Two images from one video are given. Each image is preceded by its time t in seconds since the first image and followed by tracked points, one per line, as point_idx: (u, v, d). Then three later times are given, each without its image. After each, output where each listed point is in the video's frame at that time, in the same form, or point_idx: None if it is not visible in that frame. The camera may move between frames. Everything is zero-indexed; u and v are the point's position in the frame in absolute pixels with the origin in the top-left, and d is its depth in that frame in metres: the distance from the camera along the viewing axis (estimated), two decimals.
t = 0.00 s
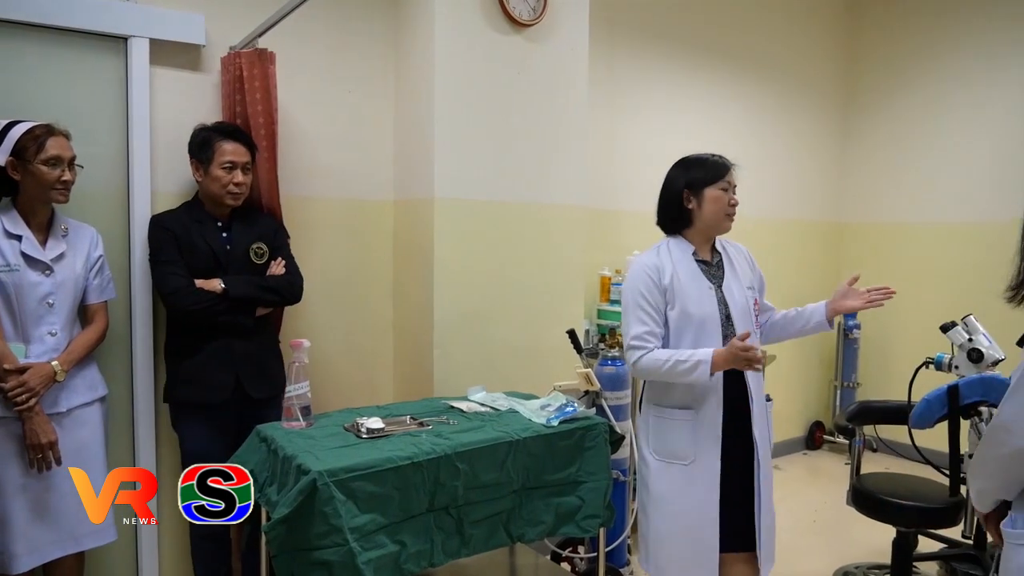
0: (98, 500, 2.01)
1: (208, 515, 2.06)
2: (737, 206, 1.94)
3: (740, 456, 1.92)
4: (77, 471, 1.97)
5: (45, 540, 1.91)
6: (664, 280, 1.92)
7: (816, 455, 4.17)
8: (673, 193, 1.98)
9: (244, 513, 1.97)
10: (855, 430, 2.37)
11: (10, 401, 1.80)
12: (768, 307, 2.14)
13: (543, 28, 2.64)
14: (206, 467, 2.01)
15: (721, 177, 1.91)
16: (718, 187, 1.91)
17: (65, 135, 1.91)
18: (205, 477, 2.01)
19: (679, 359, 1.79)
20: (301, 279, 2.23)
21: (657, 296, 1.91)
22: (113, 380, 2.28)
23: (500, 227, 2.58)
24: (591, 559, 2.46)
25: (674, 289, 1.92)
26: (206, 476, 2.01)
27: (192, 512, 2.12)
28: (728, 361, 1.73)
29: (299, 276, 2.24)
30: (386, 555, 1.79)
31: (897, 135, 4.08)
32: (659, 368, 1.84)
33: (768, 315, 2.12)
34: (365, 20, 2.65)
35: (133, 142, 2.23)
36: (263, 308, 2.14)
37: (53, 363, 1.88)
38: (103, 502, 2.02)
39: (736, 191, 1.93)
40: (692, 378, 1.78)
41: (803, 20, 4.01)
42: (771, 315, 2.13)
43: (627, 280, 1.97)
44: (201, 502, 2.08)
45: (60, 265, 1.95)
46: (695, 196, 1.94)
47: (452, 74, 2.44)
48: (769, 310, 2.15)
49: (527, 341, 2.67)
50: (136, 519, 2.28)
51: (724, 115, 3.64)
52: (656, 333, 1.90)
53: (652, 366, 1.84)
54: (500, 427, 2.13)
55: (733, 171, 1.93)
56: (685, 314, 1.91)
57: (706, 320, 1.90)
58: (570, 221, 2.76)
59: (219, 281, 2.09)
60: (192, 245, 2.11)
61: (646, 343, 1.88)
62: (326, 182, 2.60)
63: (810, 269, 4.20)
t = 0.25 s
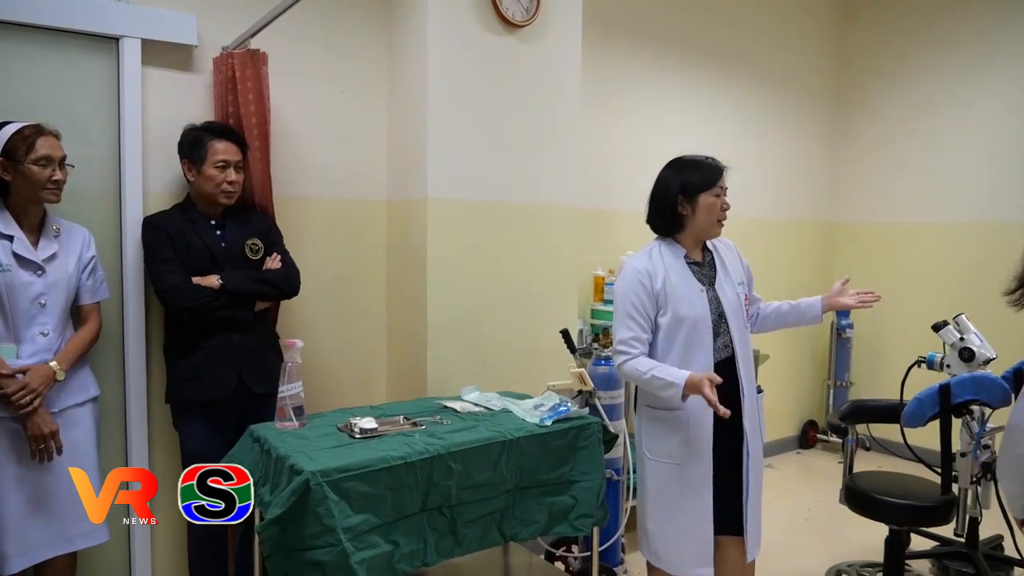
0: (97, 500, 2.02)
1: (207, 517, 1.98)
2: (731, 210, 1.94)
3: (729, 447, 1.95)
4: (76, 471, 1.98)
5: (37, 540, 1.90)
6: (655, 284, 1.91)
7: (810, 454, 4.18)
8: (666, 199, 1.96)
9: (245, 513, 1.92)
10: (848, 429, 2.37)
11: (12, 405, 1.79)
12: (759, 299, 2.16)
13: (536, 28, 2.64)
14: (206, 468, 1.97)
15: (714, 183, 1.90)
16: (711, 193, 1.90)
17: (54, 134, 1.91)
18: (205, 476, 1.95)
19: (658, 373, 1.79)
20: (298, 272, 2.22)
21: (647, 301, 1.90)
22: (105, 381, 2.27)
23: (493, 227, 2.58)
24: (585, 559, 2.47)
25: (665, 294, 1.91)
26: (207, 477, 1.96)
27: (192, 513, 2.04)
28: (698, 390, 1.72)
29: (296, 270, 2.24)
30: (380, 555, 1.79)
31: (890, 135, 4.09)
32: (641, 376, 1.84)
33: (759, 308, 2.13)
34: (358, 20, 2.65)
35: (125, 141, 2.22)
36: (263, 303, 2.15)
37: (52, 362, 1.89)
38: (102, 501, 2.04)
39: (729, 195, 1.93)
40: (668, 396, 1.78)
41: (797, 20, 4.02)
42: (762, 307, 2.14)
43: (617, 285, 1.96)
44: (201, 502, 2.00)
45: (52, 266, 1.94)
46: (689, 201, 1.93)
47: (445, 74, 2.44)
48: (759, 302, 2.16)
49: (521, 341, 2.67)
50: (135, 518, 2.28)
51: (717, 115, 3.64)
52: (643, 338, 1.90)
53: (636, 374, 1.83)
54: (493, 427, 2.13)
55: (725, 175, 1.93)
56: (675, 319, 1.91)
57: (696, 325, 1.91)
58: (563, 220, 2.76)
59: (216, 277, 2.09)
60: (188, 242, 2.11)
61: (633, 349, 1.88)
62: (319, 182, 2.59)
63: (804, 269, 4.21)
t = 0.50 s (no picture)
0: (96, 500, 2.05)
1: (207, 516, 1.96)
2: (732, 210, 1.94)
3: (731, 439, 1.98)
4: (77, 471, 1.99)
5: (32, 542, 1.89)
6: (662, 283, 1.93)
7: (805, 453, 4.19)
8: (668, 201, 1.99)
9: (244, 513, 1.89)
10: (842, 429, 2.38)
11: (40, 404, 1.84)
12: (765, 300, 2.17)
13: (530, 28, 2.64)
14: (206, 467, 1.95)
15: (714, 182, 1.91)
16: (711, 192, 1.91)
17: (45, 133, 1.90)
18: (205, 476, 1.93)
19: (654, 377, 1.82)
20: (293, 271, 2.22)
21: (653, 299, 1.92)
22: (99, 382, 2.27)
23: (488, 227, 2.58)
24: (579, 559, 2.46)
25: (671, 292, 1.93)
26: (207, 477, 1.94)
27: (192, 512, 2.02)
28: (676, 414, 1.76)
29: (291, 270, 2.24)
30: (374, 556, 1.79)
31: (884, 135, 4.10)
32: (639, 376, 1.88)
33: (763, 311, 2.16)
34: (351, 21, 2.65)
35: (119, 142, 2.22)
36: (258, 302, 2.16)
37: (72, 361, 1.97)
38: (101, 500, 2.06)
39: (730, 195, 1.93)
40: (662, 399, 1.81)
41: (791, 20, 4.03)
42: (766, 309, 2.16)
43: (626, 283, 1.97)
44: (201, 502, 1.97)
45: (47, 266, 1.94)
46: (688, 202, 1.96)
47: (439, 75, 2.44)
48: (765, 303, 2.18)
49: (515, 342, 2.67)
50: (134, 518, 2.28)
51: (711, 115, 3.65)
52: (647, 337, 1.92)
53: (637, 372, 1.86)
54: (488, 427, 2.14)
55: (727, 174, 1.94)
56: (681, 317, 1.92)
57: (702, 323, 1.92)
58: (557, 221, 2.76)
59: (209, 278, 2.09)
60: (181, 244, 2.11)
61: (635, 347, 1.90)
62: (313, 183, 2.59)
63: (799, 269, 4.22)
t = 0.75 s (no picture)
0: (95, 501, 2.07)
1: (208, 517, 1.91)
2: (737, 210, 1.99)
3: (749, 444, 2.01)
4: (77, 471, 2.00)
5: (26, 546, 1.88)
6: (687, 283, 1.99)
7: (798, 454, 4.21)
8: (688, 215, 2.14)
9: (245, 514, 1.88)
10: (834, 429, 2.39)
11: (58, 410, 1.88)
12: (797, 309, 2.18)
13: (524, 29, 2.65)
14: (206, 468, 1.93)
15: (716, 188, 2.01)
16: (715, 198, 2.02)
17: (34, 132, 1.89)
18: (204, 476, 1.91)
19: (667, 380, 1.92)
20: (283, 274, 2.22)
21: (677, 299, 1.99)
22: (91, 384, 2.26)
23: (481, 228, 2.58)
24: (573, 560, 2.46)
25: (696, 293, 1.99)
26: (207, 477, 1.92)
27: (192, 513, 1.97)
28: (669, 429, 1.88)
29: (281, 271, 2.23)
30: (368, 557, 1.79)
31: (875, 137, 4.13)
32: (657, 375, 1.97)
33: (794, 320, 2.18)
34: (345, 22, 2.64)
35: (111, 142, 2.21)
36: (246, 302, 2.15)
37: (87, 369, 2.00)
38: (101, 503, 2.09)
39: (733, 197, 1.99)
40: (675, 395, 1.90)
41: (783, 22, 4.05)
42: (797, 317, 2.18)
43: (655, 283, 2.05)
44: (201, 502, 1.93)
45: (40, 267, 1.93)
46: (700, 212, 2.08)
47: (433, 76, 2.44)
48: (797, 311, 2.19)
49: (509, 343, 2.67)
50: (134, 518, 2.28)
51: (704, 117, 3.66)
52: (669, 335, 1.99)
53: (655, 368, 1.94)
54: (482, 428, 2.14)
55: (733, 176, 2.01)
56: (704, 319, 1.97)
57: (723, 325, 1.96)
58: (551, 222, 2.77)
59: (198, 278, 2.08)
60: (171, 245, 2.10)
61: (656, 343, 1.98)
62: (307, 184, 2.59)
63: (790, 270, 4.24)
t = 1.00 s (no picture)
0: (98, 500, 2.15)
1: (207, 518, 1.83)
2: (741, 210, 2.01)
3: (748, 438, 2.02)
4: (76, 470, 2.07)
5: (8, 549, 1.86)
6: (693, 275, 2.04)
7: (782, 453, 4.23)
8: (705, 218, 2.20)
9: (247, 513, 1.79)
10: (817, 428, 2.41)
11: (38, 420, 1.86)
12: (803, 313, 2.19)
13: (509, 30, 2.64)
14: (206, 467, 1.87)
15: (722, 189, 2.05)
16: (722, 198, 2.06)
17: (14, 131, 1.86)
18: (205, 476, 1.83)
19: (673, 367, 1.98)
20: (264, 276, 2.22)
21: (682, 289, 2.04)
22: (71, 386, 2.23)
23: (466, 228, 2.58)
24: (558, 560, 2.46)
25: (701, 284, 2.03)
26: (207, 477, 1.85)
27: (192, 513, 1.88)
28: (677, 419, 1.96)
29: (261, 274, 2.22)
30: (352, 559, 1.78)
31: (859, 139, 4.16)
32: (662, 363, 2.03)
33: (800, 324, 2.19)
34: (329, 21, 2.63)
35: (92, 142, 2.18)
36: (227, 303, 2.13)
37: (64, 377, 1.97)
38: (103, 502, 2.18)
39: (739, 197, 2.02)
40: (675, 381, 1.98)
41: (767, 24, 4.08)
42: (802, 321, 2.19)
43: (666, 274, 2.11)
44: (201, 502, 1.85)
45: (22, 267, 1.90)
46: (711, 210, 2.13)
47: (417, 75, 2.43)
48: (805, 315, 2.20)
49: (494, 343, 2.67)
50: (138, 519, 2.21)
51: (688, 118, 3.67)
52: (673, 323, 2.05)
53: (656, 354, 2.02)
54: (467, 429, 2.13)
55: (738, 178, 2.03)
56: (705, 311, 2.01)
57: (725, 316, 1.99)
58: (536, 223, 2.77)
59: (178, 279, 2.06)
60: (152, 245, 2.08)
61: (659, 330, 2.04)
62: (292, 184, 2.57)
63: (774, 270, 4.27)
